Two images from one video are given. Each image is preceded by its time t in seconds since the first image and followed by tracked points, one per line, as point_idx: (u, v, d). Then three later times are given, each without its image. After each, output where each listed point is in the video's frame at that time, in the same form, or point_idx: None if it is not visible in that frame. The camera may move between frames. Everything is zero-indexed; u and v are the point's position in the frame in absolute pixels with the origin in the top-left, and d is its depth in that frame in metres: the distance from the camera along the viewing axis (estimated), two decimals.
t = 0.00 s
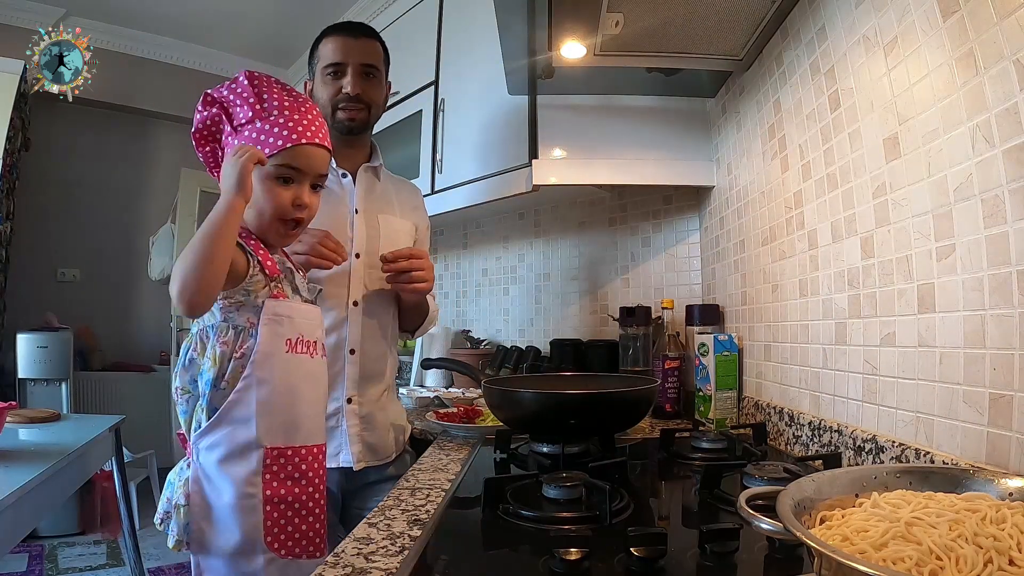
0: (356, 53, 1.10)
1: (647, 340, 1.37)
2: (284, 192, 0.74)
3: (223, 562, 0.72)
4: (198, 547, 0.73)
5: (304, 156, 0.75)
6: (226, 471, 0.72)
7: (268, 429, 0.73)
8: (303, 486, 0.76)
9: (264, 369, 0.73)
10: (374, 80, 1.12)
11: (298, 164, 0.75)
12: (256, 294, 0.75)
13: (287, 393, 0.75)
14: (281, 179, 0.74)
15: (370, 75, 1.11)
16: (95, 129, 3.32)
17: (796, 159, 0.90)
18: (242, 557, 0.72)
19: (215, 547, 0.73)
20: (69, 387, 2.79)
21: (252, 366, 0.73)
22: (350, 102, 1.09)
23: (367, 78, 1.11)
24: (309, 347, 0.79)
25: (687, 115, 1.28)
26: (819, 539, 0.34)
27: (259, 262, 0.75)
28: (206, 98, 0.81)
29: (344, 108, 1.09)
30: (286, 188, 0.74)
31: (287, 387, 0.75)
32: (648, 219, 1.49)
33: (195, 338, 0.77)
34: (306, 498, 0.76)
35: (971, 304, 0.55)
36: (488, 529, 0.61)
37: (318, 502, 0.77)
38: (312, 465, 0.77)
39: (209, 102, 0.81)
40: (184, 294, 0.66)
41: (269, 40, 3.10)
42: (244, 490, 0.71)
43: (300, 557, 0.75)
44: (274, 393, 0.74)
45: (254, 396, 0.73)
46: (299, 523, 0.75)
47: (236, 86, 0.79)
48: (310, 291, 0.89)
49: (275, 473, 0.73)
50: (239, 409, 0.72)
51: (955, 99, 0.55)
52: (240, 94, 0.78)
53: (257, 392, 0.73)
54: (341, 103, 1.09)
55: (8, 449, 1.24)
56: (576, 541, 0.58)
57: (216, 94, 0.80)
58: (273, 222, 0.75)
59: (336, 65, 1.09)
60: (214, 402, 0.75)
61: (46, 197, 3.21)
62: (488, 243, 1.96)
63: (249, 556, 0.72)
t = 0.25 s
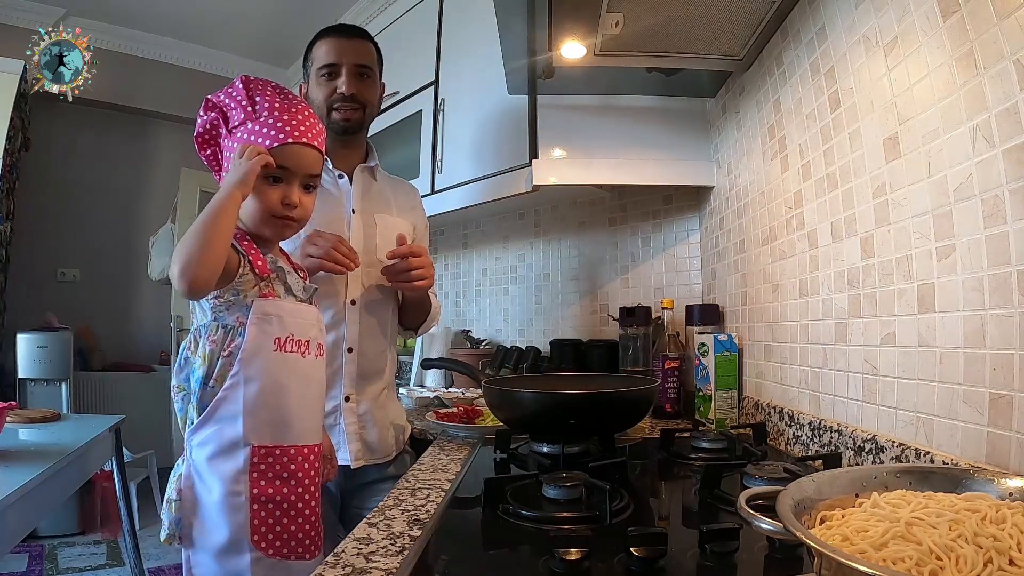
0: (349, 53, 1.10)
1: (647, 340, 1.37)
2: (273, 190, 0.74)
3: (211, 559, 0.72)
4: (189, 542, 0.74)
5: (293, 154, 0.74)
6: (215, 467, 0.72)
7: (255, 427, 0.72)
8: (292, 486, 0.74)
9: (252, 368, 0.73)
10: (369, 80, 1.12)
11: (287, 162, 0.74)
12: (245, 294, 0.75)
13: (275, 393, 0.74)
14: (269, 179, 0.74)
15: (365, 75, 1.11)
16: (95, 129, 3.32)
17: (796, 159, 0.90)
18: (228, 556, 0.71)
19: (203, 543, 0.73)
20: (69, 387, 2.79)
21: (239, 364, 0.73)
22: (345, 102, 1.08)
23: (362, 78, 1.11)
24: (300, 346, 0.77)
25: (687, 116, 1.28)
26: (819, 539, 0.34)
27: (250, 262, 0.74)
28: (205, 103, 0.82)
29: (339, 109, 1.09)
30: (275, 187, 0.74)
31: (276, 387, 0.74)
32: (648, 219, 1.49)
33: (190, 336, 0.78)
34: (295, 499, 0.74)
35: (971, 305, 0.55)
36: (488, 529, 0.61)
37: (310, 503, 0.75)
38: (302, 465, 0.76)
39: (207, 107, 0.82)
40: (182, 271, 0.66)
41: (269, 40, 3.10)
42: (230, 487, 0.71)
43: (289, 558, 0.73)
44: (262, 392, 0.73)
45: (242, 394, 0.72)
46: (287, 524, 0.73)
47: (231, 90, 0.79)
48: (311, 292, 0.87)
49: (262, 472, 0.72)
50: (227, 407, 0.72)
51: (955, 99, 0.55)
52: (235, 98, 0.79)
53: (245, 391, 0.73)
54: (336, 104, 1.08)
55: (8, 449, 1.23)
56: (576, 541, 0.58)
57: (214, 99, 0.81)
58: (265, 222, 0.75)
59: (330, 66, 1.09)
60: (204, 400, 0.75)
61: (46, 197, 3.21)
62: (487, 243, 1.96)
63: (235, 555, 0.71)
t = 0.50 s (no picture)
0: (351, 57, 1.10)
1: (647, 340, 1.36)
2: (266, 187, 0.73)
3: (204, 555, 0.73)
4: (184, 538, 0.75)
5: (288, 152, 0.74)
6: (206, 466, 0.72)
7: (242, 428, 0.71)
8: (281, 488, 0.73)
9: (239, 369, 0.72)
10: (369, 84, 1.12)
11: (281, 159, 0.73)
12: (233, 295, 0.74)
13: (262, 394, 0.73)
14: (264, 177, 0.73)
15: (365, 79, 1.11)
16: (95, 129, 3.32)
17: (796, 159, 0.90)
18: (219, 554, 0.71)
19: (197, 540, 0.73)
20: (69, 386, 2.79)
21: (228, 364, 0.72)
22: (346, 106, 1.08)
23: (362, 82, 1.11)
24: (289, 346, 0.75)
25: (687, 116, 1.28)
26: (819, 539, 0.34)
27: (237, 261, 0.73)
28: (206, 103, 0.82)
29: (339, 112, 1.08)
30: (268, 184, 0.73)
31: (264, 388, 0.73)
32: (648, 219, 1.49)
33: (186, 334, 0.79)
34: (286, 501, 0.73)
35: (971, 305, 0.55)
36: (488, 529, 0.61)
37: (301, 504, 0.74)
38: (292, 468, 0.74)
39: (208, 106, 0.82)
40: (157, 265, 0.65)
41: (269, 40, 3.10)
42: (219, 487, 0.71)
43: (279, 558, 0.72)
44: (249, 393, 0.72)
45: (231, 394, 0.72)
46: (277, 525, 0.72)
47: (229, 90, 0.79)
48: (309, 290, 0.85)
49: (250, 472, 0.71)
50: (216, 407, 0.72)
51: (955, 99, 0.55)
52: (232, 98, 0.79)
53: (233, 391, 0.72)
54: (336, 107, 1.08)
55: (8, 449, 1.23)
56: (576, 541, 0.58)
57: (213, 100, 0.81)
58: (258, 221, 0.74)
59: (331, 71, 1.09)
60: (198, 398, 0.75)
61: (46, 197, 3.21)
62: (487, 243, 1.96)
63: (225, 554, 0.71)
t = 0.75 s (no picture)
0: (353, 56, 1.10)
1: (647, 340, 1.36)
2: (268, 181, 0.73)
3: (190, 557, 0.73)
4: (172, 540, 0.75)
5: (287, 143, 0.73)
6: (193, 469, 0.73)
7: (228, 434, 0.71)
8: (268, 495, 0.72)
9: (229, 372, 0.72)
10: (371, 84, 1.12)
11: (280, 152, 0.73)
12: (226, 295, 0.74)
13: (251, 399, 0.72)
14: (263, 170, 0.73)
15: (368, 78, 1.12)
16: (95, 129, 3.32)
17: (796, 159, 0.90)
18: (204, 558, 0.71)
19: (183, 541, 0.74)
20: (69, 386, 2.79)
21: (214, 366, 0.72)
22: (348, 103, 1.08)
23: (364, 81, 1.11)
24: (280, 350, 0.75)
25: (687, 116, 1.28)
26: (819, 539, 0.34)
27: (230, 260, 0.74)
28: (200, 101, 0.79)
29: (341, 108, 1.08)
30: (269, 177, 0.73)
31: (254, 392, 0.73)
32: (648, 219, 1.49)
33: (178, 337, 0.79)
34: (273, 509, 0.72)
35: (971, 305, 0.55)
36: (488, 529, 0.61)
37: (288, 514, 0.73)
38: (280, 475, 0.73)
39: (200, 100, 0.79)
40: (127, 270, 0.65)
41: (269, 40, 3.10)
42: (206, 490, 0.71)
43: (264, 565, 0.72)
44: (237, 397, 0.72)
45: (218, 397, 0.72)
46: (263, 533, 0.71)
47: (225, 87, 0.78)
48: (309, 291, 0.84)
49: (237, 478, 0.71)
50: (203, 410, 0.72)
51: (955, 99, 0.55)
52: (228, 93, 0.77)
53: (221, 396, 0.72)
54: (338, 104, 1.08)
55: (8, 449, 1.23)
56: (576, 541, 0.58)
57: (209, 96, 0.78)
58: (260, 215, 0.73)
59: (335, 68, 1.09)
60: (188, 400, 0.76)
61: (46, 197, 3.21)
62: (487, 243, 1.96)
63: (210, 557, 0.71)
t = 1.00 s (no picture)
0: (353, 57, 1.10)
1: (647, 340, 1.36)
2: (268, 174, 0.69)
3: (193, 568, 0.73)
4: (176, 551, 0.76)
5: (291, 138, 0.71)
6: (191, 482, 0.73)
7: (223, 447, 0.71)
8: (264, 508, 0.72)
9: (222, 387, 0.71)
10: (371, 84, 1.12)
11: (282, 145, 0.70)
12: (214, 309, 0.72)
13: (245, 412, 0.72)
14: (263, 164, 0.69)
15: (367, 79, 1.12)
16: (95, 129, 3.32)
17: (796, 159, 0.90)
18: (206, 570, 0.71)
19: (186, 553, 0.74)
20: (69, 386, 2.79)
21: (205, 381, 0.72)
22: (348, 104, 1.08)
23: (364, 82, 1.11)
24: (273, 363, 0.74)
25: (687, 116, 1.28)
26: (819, 539, 0.34)
27: (219, 272, 0.72)
28: (195, 88, 0.79)
29: (340, 109, 1.08)
30: (269, 172, 0.70)
31: (249, 405, 0.72)
32: (648, 219, 1.49)
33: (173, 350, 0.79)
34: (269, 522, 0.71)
35: (971, 304, 0.55)
36: (488, 529, 0.61)
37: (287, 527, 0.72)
38: (276, 488, 0.72)
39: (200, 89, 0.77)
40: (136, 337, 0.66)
41: (269, 40, 3.10)
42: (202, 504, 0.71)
43: None
44: (231, 411, 0.71)
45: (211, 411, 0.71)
46: (260, 545, 0.71)
47: (224, 74, 0.76)
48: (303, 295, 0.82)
49: (233, 491, 0.71)
50: (198, 424, 0.72)
51: (955, 99, 0.55)
52: (228, 82, 0.75)
53: (215, 409, 0.71)
54: (338, 105, 1.08)
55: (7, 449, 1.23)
56: (576, 541, 0.58)
57: (204, 85, 0.78)
58: (258, 211, 0.69)
59: (335, 69, 1.10)
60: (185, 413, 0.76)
61: (46, 197, 3.21)
62: (487, 244, 1.96)
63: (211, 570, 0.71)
